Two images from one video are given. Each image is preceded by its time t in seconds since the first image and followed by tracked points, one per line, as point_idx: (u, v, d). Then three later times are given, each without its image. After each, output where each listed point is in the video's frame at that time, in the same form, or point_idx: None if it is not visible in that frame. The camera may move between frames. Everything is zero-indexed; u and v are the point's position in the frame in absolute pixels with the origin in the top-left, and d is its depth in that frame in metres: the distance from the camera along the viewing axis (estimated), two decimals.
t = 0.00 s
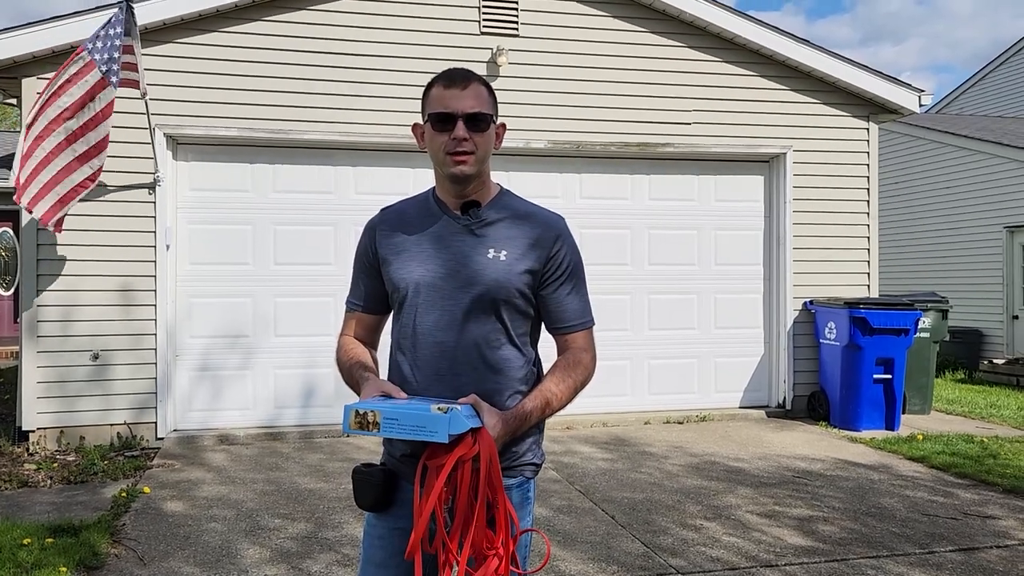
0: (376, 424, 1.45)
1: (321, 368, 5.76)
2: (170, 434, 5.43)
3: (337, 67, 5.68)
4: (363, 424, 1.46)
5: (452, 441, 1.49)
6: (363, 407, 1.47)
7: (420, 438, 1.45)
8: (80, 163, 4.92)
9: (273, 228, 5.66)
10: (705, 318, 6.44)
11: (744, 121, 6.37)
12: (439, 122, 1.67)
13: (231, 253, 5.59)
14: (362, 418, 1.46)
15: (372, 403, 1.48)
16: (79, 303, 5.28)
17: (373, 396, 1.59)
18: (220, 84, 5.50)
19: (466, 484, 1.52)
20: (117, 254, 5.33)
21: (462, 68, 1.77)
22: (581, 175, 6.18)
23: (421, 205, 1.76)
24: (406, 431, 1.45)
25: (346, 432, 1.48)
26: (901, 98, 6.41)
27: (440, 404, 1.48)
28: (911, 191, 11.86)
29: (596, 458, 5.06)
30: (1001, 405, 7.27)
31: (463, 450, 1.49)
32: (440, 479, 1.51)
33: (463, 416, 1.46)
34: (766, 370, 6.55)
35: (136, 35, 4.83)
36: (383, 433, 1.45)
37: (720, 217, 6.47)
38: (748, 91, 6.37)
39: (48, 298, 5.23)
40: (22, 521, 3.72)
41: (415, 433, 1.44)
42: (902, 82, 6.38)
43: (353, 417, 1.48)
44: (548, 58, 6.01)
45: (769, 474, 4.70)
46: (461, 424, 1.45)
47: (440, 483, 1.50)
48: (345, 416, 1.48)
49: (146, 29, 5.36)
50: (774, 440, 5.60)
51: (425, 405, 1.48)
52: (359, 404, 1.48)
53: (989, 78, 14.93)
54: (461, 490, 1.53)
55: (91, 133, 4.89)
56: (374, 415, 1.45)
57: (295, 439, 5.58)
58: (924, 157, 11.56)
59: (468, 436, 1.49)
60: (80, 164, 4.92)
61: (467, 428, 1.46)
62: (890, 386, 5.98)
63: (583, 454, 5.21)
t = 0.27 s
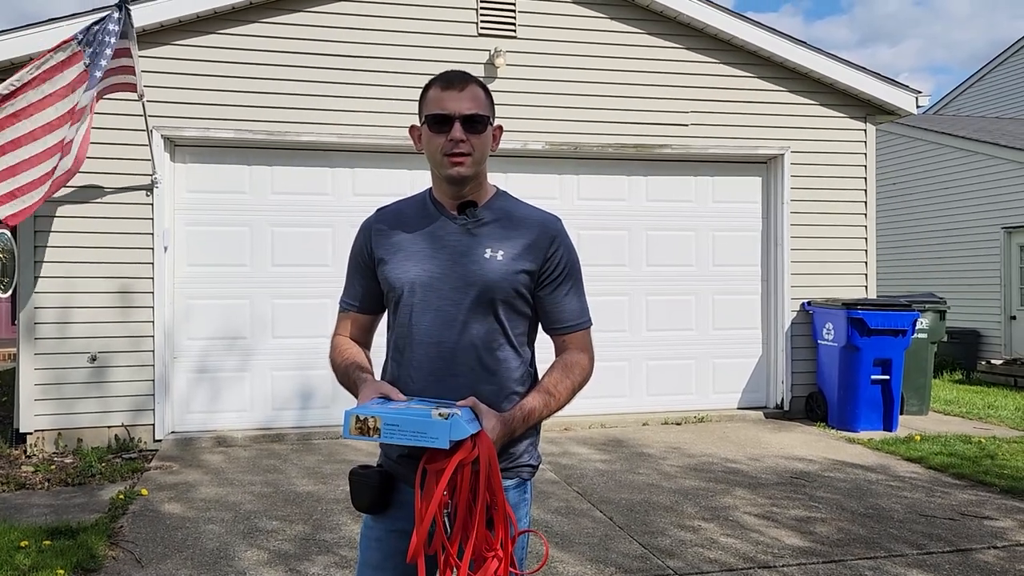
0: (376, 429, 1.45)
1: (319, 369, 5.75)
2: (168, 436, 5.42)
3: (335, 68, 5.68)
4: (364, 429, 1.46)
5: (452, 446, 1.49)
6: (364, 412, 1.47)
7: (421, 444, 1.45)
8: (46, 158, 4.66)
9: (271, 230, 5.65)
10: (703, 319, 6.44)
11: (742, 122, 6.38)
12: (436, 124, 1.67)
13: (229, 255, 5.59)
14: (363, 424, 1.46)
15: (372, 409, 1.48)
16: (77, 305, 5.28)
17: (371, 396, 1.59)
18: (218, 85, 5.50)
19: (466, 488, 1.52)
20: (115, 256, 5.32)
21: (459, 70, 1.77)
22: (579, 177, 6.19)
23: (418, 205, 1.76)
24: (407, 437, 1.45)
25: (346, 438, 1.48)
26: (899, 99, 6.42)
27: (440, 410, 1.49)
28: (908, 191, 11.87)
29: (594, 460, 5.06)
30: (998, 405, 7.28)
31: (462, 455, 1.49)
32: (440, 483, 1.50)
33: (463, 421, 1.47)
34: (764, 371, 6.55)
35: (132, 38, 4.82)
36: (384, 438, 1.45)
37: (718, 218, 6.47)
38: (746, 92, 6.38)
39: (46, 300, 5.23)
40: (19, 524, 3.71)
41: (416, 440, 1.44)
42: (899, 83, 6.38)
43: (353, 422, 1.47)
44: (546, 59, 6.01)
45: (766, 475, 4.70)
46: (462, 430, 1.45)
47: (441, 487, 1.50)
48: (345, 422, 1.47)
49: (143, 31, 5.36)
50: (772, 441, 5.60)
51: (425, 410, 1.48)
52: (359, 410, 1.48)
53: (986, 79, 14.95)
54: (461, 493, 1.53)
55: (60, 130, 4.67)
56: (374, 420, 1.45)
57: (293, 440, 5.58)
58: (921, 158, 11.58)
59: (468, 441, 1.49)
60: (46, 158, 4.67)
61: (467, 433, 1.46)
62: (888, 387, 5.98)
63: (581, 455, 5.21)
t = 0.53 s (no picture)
0: (374, 428, 1.45)
1: (318, 371, 5.75)
2: (166, 438, 5.42)
3: (333, 70, 5.68)
4: (362, 428, 1.46)
5: (450, 446, 1.49)
6: (362, 411, 1.47)
7: (419, 444, 1.45)
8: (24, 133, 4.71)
9: (269, 231, 5.65)
10: (701, 320, 6.44)
11: (740, 123, 6.38)
12: (431, 125, 1.67)
13: (227, 257, 5.59)
14: (361, 423, 1.46)
15: (371, 407, 1.48)
16: (75, 307, 5.28)
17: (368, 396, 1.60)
18: (216, 87, 5.50)
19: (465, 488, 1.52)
20: (113, 257, 5.32)
21: (453, 69, 1.76)
22: (577, 178, 6.19)
23: (413, 207, 1.76)
24: (405, 436, 1.44)
25: (344, 436, 1.48)
26: (896, 100, 6.43)
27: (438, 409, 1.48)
28: (906, 192, 11.88)
29: (592, 461, 5.06)
30: (997, 406, 7.28)
31: (460, 456, 1.49)
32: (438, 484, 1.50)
33: (461, 422, 1.46)
34: (763, 372, 6.55)
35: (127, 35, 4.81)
36: (382, 438, 1.45)
37: (716, 219, 6.48)
38: (744, 93, 6.39)
39: (45, 301, 5.23)
40: (16, 526, 3.71)
41: (414, 439, 1.44)
42: (897, 84, 6.39)
43: (351, 421, 1.48)
44: (544, 60, 6.02)
45: (765, 476, 4.70)
46: (460, 431, 1.45)
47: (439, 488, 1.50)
48: (343, 420, 1.47)
49: (142, 33, 5.36)
50: (771, 442, 5.60)
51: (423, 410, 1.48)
52: (357, 409, 1.48)
53: (984, 80, 14.97)
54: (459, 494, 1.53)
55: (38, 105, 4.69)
56: (372, 419, 1.46)
57: (291, 442, 5.57)
58: (919, 159, 11.60)
59: (466, 441, 1.48)
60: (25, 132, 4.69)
61: (465, 434, 1.46)
62: (886, 388, 5.98)
63: (580, 456, 5.21)
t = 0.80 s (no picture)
0: (368, 426, 1.47)
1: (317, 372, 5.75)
2: (166, 439, 5.42)
3: (332, 70, 5.69)
4: (356, 425, 1.48)
5: (444, 446, 1.49)
6: (356, 408, 1.49)
7: (412, 444, 1.46)
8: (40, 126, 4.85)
9: (268, 232, 5.65)
10: (700, 320, 6.44)
11: (739, 124, 6.39)
12: (428, 126, 1.67)
13: (226, 258, 5.59)
14: (355, 419, 1.48)
15: (365, 405, 1.50)
16: (74, 308, 5.28)
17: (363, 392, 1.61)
18: (215, 88, 5.50)
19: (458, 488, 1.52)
20: (113, 258, 5.32)
21: (450, 70, 1.76)
22: (576, 179, 6.20)
23: (412, 208, 1.76)
24: (397, 435, 1.45)
25: (338, 432, 1.50)
26: (895, 101, 6.43)
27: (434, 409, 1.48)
28: (905, 193, 11.89)
29: (591, 462, 5.06)
30: (996, 407, 7.28)
31: (455, 455, 1.49)
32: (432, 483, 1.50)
33: (455, 424, 1.46)
34: (762, 373, 6.55)
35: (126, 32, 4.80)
36: (375, 436, 1.46)
37: (715, 219, 6.48)
38: (743, 94, 6.39)
39: (44, 303, 5.23)
40: (15, 527, 3.70)
41: (406, 438, 1.45)
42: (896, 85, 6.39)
43: (346, 418, 1.50)
44: (543, 61, 6.02)
45: (764, 477, 4.70)
46: (453, 432, 1.45)
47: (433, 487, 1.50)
48: (337, 417, 1.50)
49: (141, 34, 5.36)
50: (770, 443, 5.60)
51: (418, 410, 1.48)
52: (352, 405, 1.50)
53: (983, 81, 14.99)
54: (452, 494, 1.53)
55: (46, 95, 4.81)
56: (366, 417, 1.47)
57: (291, 443, 5.57)
58: (918, 159, 11.61)
59: (460, 442, 1.48)
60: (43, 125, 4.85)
61: (455, 436, 1.45)
62: (885, 389, 5.98)
63: (579, 457, 5.21)
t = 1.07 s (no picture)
0: (351, 421, 1.48)
1: (317, 373, 5.75)
2: (166, 439, 5.42)
3: (332, 71, 5.69)
4: (340, 418, 1.50)
5: (430, 449, 1.49)
6: (342, 401, 1.50)
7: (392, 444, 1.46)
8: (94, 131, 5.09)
9: (268, 233, 5.66)
10: (700, 321, 6.45)
11: (738, 125, 6.39)
12: (426, 127, 1.68)
13: (226, 258, 5.59)
14: (340, 412, 1.50)
15: (352, 398, 1.51)
16: (74, 309, 5.28)
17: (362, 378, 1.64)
18: (215, 89, 5.50)
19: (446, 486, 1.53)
20: (112, 259, 5.32)
21: (449, 70, 1.76)
22: (576, 179, 6.20)
23: (412, 209, 1.76)
24: (378, 434, 1.46)
25: (324, 421, 1.53)
26: (895, 102, 6.44)
27: (420, 410, 1.47)
28: (905, 194, 11.90)
29: (591, 462, 5.07)
30: (996, 408, 7.28)
31: (442, 457, 1.50)
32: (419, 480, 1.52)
33: (437, 430, 1.44)
34: (762, 374, 6.55)
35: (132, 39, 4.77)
36: (356, 431, 1.48)
37: (715, 220, 6.48)
38: (743, 95, 6.40)
39: (44, 303, 5.23)
40: (15, 528, 3.70)
41: (386, 438, 1.45)
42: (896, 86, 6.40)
43: (331, 408, 1.52)
44: (543, 62, 6.03)
45: (764, 478, 4.70)
46: (434, 439, 1.43)
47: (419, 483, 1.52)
48: (324, 407, 1.52)
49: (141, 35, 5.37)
50: (770, 444, 5.60)
51: (404, 409, 1.47)
52: (338, 398, 1.51)
53: (982, 82, 15.01)
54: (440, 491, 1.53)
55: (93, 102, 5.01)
56: (349, 411, 1.48)
57: (291, 444, 5.57)
58: (918, 160, 11.62)
59: (448, 445, 1.49)
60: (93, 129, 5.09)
61: (448, 440, 1.47)
62: (885, 390, 5.97)
63: (579, 458, 5.21)
